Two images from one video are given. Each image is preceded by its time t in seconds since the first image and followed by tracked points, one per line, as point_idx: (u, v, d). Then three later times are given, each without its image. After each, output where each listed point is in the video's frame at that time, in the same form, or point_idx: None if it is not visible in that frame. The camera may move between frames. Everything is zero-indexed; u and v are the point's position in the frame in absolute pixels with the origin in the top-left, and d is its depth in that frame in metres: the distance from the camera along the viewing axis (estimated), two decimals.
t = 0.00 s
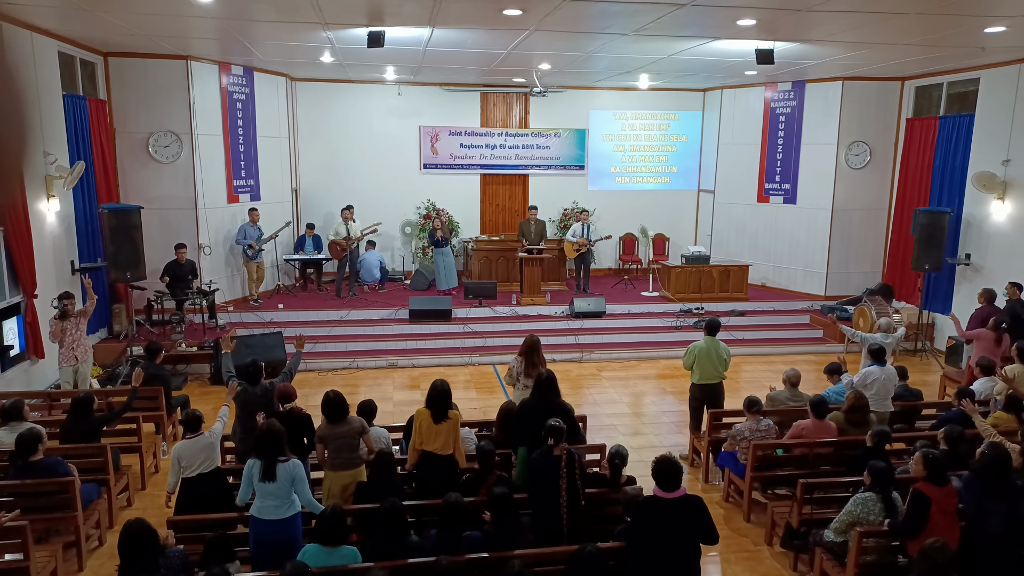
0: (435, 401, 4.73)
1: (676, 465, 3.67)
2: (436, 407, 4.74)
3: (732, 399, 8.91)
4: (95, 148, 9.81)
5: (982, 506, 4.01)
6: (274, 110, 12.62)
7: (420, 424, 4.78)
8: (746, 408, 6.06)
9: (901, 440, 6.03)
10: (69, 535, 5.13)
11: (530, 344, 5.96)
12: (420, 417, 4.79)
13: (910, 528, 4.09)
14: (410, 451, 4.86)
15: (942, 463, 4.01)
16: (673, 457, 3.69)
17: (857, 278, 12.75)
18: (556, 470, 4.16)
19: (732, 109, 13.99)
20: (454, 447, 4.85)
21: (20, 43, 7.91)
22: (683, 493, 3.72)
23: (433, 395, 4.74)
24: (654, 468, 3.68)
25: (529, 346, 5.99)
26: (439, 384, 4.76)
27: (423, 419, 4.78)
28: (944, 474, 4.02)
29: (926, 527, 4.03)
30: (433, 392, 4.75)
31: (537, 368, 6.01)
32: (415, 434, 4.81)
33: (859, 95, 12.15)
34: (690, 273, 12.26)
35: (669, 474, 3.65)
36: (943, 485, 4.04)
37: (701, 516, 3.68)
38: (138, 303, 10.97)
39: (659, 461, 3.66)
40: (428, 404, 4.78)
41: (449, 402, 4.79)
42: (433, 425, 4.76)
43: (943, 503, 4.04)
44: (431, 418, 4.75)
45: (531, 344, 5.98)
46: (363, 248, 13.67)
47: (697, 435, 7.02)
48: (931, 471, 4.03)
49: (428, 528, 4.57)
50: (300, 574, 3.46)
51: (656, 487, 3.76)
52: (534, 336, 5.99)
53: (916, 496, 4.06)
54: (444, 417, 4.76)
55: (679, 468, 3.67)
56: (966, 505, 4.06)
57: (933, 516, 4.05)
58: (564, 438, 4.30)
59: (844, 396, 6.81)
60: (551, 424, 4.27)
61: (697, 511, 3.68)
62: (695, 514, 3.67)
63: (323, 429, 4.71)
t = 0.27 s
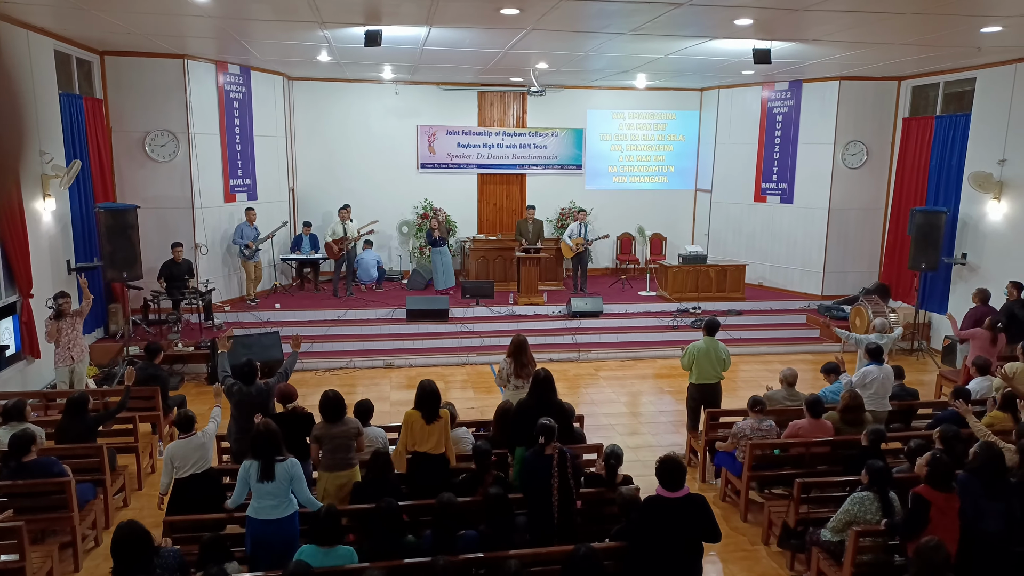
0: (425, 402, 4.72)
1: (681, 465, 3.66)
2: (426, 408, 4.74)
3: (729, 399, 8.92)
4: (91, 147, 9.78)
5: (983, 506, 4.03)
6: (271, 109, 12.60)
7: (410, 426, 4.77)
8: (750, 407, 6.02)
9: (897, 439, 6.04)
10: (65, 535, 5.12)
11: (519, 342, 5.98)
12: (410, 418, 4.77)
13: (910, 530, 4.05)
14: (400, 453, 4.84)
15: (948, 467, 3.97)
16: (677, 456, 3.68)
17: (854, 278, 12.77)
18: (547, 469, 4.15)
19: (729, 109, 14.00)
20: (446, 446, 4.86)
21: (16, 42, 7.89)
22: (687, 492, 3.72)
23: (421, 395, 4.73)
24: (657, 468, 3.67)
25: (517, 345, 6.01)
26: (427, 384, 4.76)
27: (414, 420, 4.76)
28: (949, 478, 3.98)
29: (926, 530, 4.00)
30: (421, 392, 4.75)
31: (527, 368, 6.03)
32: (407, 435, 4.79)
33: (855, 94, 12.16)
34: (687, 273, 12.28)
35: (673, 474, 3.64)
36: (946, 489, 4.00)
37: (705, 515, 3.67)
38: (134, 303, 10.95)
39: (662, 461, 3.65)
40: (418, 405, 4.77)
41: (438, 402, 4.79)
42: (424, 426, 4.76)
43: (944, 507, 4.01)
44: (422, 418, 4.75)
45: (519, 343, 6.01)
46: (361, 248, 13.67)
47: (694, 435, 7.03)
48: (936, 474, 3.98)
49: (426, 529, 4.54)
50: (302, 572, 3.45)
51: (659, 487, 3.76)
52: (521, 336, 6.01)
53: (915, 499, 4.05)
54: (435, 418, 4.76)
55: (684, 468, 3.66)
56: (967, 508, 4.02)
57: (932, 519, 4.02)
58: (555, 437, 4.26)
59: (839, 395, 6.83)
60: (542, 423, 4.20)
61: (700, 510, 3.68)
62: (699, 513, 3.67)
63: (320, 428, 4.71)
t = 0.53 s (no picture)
0: (416, 405, 4.72)
1: (682, 467, 3.65)
2: (418, 411, 4.73)
3: (726, 401, 8.92)
4: (88, 149, 9.77)
5: (974, 505, 4.01)
6: (268, 111, 12.60)
7: (402, 430, 4.74)
8: (751, 407, 5.99)
9: (893, 441, 6.05)
10: (61, 539, 5.11)
11: (507, 345, 5.95)
12: (403, 423, 4.74)
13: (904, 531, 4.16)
14: (395, 458, 4.82)
15: (946, 471, 4.03)
16: (678, 458, 3.67)
17: (851, 279, 12.79)
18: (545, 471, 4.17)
19: (725, 111, 14.02)
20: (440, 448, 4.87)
21: (12, 44, 7.88)
22: (688, 495, 3.71)
23: (412, 399, 4.73)
24: (660, 471, 3.66)
25: (508, 348, 5.98)
26: (418, 388, 4.77)
27: (408, 425, 4.74)
28: (947, 482, 4.04)
29: (920, 531, 4.09)
30: (412, 396, 4.75)
31: (518, 370, 6.03)
32: (401, 440, 4.78)
33: (852, 96, 12.19)
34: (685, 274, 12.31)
35: (675, 476, 3.63)
36: (943, 493, 4.06)
37: (706, 518, 3.67)
38: (131, 305, 10.93)
39: (664, 464, 3.63)
40: (410, 409, 4.76)
41: (429, 405, 4.79)
42: (418, 429, 4.75)
43: (939, 510, 4.08)
44: (416, 422, 4.73)
45: (511, 347, 6.00)
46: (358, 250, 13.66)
47: (692, 436, 7.03)
48: (934, 479, 4.03)
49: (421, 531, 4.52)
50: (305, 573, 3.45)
51: (660, 489, 3.75)
52: (510, 338, 5.98)
53: (910, 500, 4.12)
54: (429, 421, 4.76)
55: (685, 470, 3.65)
56: (961, 510, 4.04)
57: (927, 521, 4.10)
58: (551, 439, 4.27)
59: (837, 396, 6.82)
60: (538, 425, 4.23)
61: (703, 512, 3.68)
62: (700, 515, 3.67)
63: (315, 428, 4.72)
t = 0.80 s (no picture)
0: (411, 407, 4.72)
1: (683, 467, 3.68)
2: (413, 413, 4.73)
3: (724, 402, 8.93)
4: (85, 150, 9.76)
5: (966, 505, 4.01)
6: (266, 113, 12.59)
7: (399, 432, 4.74)
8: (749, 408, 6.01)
9: (891, 441, 6.06)
10: (58, 540, 5.10)
11: (501, 347, 5.95)
12: (399, 426, 4.73)
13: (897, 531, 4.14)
14: (393, 458, 4.81)
15: (938, 473, 4.01)
16: (678, 459, 3.71)
17: (848, 281, 12.82)
18: (547, 473, 4.15)
19: (723, 113, 14.05)
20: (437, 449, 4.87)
21: (9, 46, 7.87)
22: (689, 495, 3.72)
23: (406, 401, 4.72)
24: (660, 470, 3.69)
25: (501, 350, 5.99)
26: (411, 390, 4.76)
27: (405, 427, 4.73)
28: (938, 483, 4.01)
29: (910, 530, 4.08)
30: (406, 397, 4.74)
31: (512, 371, 6.02)
32: (398, 442, 4.78)
33: (849, 98, 12.22)
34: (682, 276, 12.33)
35: (674, 476, 3.66)
36: (933, 494, 4.03)
37: (707, 519, 3.68)
38: (128, 306, 10.92)
39: (664, 463, 3.68)
40: (405, 411, 4.76)
41: (423, 406, 4.78)
42: (416, 430, 4.74)
43: (929, 510, 4.05)
44: (412, 424, 4.73)
45: (504, 348, 5.99)
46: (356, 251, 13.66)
47: (690, 437, 7.03)
48: (926, 480, 4.01)
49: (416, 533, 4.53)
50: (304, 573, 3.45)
51: (661, 490, 3.75)
52: (503, 342, 5.99)
53: (898, 500, 4.11)
54: (425, 422, 4.76)
55: (686, 470, 3.68)
56: (952, 510, 4.04)
57: (916, 521, 4.08)
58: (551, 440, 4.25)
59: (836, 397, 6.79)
60: (538, 426, 4.19)
61: (703, 512, 3.69)
62: (701, 515, 3.67)
63: (311, 430, 4.73)
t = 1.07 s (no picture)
0: (406, 407, 4.72)
1: (678, 467, 3.67)
2: (408, 412, 4.73)
3: (719, 402, 8.94)
4: (78, 150, 9.72)
5: (955, 504, 4.04)
6: (260, 112, 12.56)
7: (394, 430, 4.76)
8: (740, 407, 6.02)
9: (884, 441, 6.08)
10: (51, 542, 5.07)
11: (495, 346, 5.94)
12: (394, 424, 4.75)
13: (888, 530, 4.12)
14: (388, 458, 4.83)
15: (924, 473, 4.03)
16: (673, 459, 3.69)
17: (842, 281, 12.85)
18: (547, 474, 4.12)
19: (718, 113, 14.07)
20: (433, 449, 4.85)
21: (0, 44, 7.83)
22: (683, 495, 3.72)
23: (402, 401, 4.73)
24: (656, 471, 3.68)
25: (494, 349, 5.97)
26: (407, 389, 4.78)
27: (400, 425, 4.75)
28: (924, 483, 4.03)
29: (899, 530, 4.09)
30: (402, 397, 4.75)
31: (503, 370, 6.02)
32: (393, 441, 4.78)
33: (842, 98, 12.26)
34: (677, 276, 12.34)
35: (670, 476, 3.65)
36: (920, 494, 4.04)
37: (700, 517, 3.68)
38: (122, 306, 10.88)
39: (660, 464, 3.66)
40: (401, 410, 4.77)
41: (419, 406, 4.79)
42: (410, 430, 4.75)
43: (917, 510, 4.06)
44: (407, 424, 4.74)
45: (497, 348, 5.98)
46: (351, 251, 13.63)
47: (685, 438, 7.04)
48: (913, 480, 4.03)
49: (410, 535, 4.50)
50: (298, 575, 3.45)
51: (657, 491, 3.75)
52: (498, 341, 5.97)
53: (888, 499, 4.11)
54: (420, 421, 4.76)
55: (682, 471, 3.67)
56: (942, 510, 4.06)
57: (904, 521, 4.09)
58: (551, 442, 4.22)
59: (830, 397, 6.81)
60: (539, 427, 4.18)
61: (698, 512, 3.69)
62: (696, 514, 3.68)
63: (305, 431, 4.71)
